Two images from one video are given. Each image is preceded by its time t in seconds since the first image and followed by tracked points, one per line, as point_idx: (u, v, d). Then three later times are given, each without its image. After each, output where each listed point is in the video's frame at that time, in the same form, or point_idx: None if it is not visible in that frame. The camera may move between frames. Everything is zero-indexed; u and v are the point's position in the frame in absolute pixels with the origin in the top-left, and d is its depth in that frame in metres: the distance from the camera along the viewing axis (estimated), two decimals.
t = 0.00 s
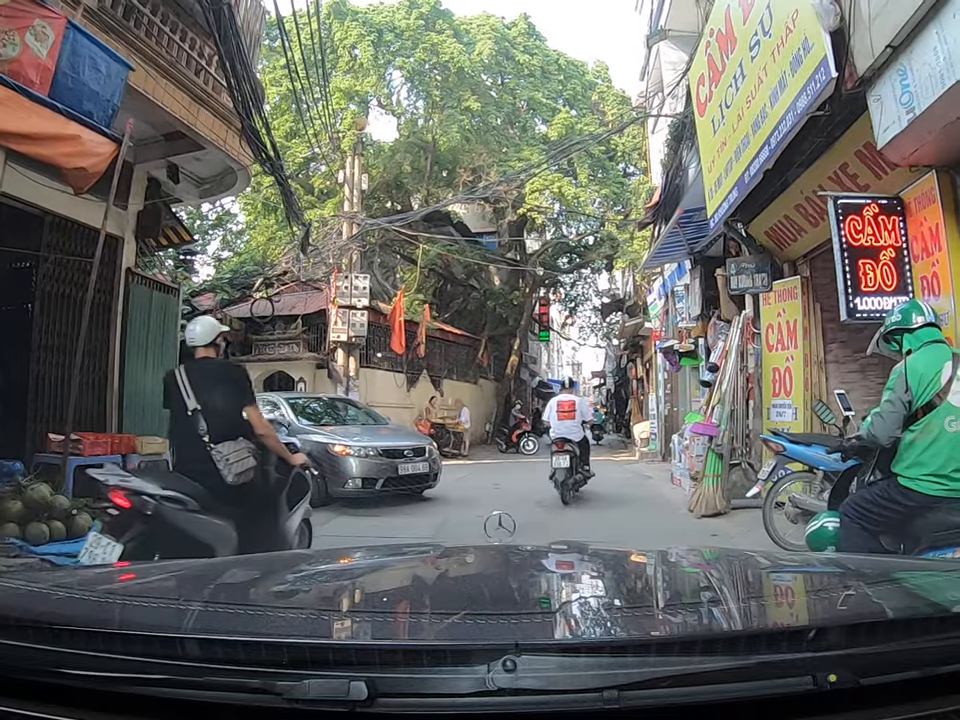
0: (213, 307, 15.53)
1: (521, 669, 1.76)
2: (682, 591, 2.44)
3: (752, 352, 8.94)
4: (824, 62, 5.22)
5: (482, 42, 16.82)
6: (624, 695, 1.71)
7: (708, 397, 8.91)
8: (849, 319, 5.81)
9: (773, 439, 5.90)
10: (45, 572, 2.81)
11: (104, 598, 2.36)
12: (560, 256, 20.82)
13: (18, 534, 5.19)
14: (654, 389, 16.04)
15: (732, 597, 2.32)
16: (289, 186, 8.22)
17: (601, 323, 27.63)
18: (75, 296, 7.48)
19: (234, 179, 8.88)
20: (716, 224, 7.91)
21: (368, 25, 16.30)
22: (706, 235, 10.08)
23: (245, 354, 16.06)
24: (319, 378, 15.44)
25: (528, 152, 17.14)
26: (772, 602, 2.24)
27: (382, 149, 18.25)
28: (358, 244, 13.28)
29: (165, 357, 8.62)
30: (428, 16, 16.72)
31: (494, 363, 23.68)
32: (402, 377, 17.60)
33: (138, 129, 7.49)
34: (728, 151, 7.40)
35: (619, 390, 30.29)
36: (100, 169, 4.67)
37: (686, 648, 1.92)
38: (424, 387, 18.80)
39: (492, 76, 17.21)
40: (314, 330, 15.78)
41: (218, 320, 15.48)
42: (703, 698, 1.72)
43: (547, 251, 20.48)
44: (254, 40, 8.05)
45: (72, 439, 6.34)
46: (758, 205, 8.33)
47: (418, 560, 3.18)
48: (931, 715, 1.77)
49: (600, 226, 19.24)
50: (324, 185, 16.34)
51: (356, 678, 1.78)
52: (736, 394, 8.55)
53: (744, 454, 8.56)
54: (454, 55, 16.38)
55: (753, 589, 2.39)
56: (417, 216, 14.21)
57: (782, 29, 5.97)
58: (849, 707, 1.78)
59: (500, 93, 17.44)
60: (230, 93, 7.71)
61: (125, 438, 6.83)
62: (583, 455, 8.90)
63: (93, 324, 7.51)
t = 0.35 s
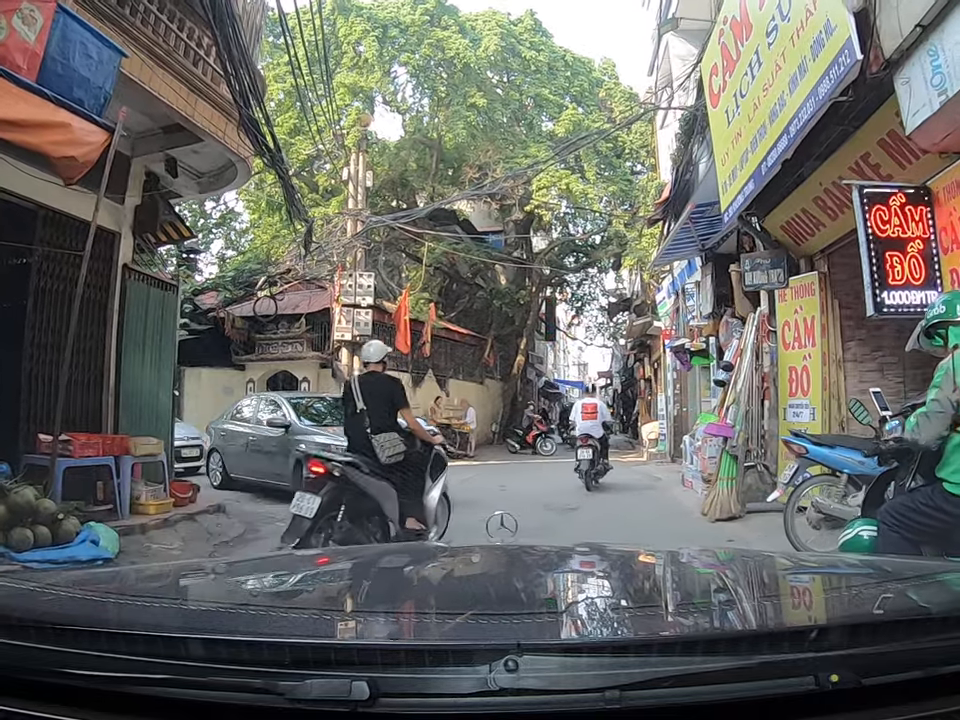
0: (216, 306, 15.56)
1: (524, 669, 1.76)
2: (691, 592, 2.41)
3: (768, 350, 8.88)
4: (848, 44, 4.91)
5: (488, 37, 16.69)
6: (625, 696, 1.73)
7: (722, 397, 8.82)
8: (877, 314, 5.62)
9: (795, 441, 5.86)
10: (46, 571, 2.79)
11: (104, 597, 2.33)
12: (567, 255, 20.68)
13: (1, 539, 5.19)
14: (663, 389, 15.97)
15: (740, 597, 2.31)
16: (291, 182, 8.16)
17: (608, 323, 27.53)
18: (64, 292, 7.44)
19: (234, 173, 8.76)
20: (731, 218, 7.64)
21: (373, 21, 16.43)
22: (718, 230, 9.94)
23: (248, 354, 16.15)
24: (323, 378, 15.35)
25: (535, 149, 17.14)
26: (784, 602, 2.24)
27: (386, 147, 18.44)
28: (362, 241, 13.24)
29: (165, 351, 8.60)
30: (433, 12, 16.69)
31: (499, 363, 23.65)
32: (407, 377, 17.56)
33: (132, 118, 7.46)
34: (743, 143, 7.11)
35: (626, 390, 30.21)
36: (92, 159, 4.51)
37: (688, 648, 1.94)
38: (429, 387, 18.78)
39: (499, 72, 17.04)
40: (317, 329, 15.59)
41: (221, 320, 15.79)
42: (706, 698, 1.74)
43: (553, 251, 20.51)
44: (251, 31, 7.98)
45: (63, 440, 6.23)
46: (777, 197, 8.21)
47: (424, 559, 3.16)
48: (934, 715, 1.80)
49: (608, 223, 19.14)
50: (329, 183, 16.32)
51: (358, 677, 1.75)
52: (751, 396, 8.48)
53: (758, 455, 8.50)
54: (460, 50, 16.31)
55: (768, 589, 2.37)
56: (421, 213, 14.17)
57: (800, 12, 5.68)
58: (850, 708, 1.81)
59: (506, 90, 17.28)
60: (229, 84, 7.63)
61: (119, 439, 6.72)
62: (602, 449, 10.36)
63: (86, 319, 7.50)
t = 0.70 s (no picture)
0: (215, 305, 15.59)
1: (525, 669, 1.74)
2: (695, 591, 2.41)
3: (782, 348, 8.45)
4: (869, 24, 4.45)
5: (491, 33, 16.70)
6: (627, 696, 1.72)
7: (733, 396, 8.63)
8: (903, 308, 5.12)
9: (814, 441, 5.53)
10: (44, 572, 2.78)
11: (103, 597, 2.32)
12: (571, 254, 20.91)
13: None
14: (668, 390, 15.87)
15: (744, 597, 2.30)
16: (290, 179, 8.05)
17: (612, 322, 27.46)
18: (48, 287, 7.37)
19: (230, 168, 8.73)
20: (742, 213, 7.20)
21: (375, 16, 15.94)
22: (729, 226, 9.73)
23: (249, 353, 16.03)
24: (323, 377, 15.37)
25: (538, 146, 17.16)
26: (790, 603, 2.22)
27: (389, 144, 18.44)
28: (364, 239, 13.19)
29: (161, 349, 8.56)
30: (435, 9, 16.42)
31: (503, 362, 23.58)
32: (409, 377, 17.49)
33: (122, 107, 7.43)
34: (756, 134, 6.67)
35: (631, 390, 30.12)
36: (78, 147, 4.52)
37: (689, 648, 1.94)
38: (432, 387, 18.73)
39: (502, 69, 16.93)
40: (318, 328, 15.63)
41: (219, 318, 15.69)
42: (706, 697, 1.74)
43: (557, 249, 20.51)
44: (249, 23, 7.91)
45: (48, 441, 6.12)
46: (787, 191, 7.78)
47: (428, 560, 3.13)
48: (937, 715, 1.79)
49: (613, 219, 18.99)
50: (330, 182, 16.19)
51: (358, 678, 1.73)
52: (766, 395, 8.20)
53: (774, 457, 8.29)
54: (463, 46, 16.16)
55: (782, 589, 2.35)
56: (424, 211, 14.07)
57: None
58: (852, 708, 1.80)
59: (510, 87, 17.20)
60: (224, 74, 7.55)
61: (107, 441, 6.61)
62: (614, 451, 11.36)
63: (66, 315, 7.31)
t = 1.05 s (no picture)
0: (212, 303, 15.59)
1: (526, 669, 1.72)
2: (697, 590, 2.39)
3: (794, 346, 8.18)
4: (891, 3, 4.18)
5: (492, 28, 16.63)
6: (627, 696, 1.71)
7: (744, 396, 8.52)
8: (929, 303, 4.57)
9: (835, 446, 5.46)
10: (42, 572, 2.77)
11: (100, 597, 2.31)
12: (572, 253, 20.78)
13: None
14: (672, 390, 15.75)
15: (746, 595, 2.29)
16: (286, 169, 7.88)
17: (614, 322, 27.39)
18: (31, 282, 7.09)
19: (223, 162, 8.54)
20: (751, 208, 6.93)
21: (375, 12, 15.79)
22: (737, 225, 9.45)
23: (246, 352, 15.93)
24: (322, 377, 15.42)
25: (539, 143, 17.12)
26: (796, 602, 2.21)
27: (388, 142, 18.35)
28: (363, 236, 13.07)
29: (152, 351, 8.40)
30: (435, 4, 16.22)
31: (505, 362, 23.50)
32: (410, 376, 17.38)
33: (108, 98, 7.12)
34: (767, 124, 6.41)
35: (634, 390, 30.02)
36: (60, 134, 4.33)
37: (689, 647, 1.92)
38: (432, 387, 18.63)
39: (503, 68, 17.18)
40: (316, 327, 15.68)
41: (218, 317, 15.57)
42: (706, 698, 1.73)
43: (559, 248, 20.42)
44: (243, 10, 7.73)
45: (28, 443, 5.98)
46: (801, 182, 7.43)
47: (428, 559, 3.12)
48: (937, 715, 1.78)
49: (616, 215, 18.85)
50: (329, 179, 16.07)
51: (360, 678, 1.71)
52: (777, 395, 7.86)
53: (787, 460, 8.05)
54: (463, 41, 16.05)
55: (792, 589, 2.32)
56: (423, 207, 13.94)
57: None
58: (851, 708, 1.79)
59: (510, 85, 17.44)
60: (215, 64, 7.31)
61: (90, 442, 6.49)
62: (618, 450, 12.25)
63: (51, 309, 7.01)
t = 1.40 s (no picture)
0: (206, 300, 15.53)
1: (526, 669, 1.70)
2: (696, 589, 2.38)
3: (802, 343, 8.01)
4: None
5: (491, 24, 16.53)
6: (628, 695, 1.70)
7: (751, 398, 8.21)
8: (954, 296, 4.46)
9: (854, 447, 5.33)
10: (36, 571, 2.76)
11: (92, 596, 2.29)
12: (571, 251, 20.59)
13: None
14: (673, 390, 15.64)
15: (746, 594, 2.27)
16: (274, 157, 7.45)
17: (613, 322, 27.29)
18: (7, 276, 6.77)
19: (214, 154, 8.34)
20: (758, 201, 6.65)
21: (372, 6, 15.90)
22: (740, 218, 9.32)
23: (241, 351, 15.78)
24: (317, 377, 15.00)
25: (539, 141, 17.05)
26: (800, 601, 2.19)
27: (386, 139, 18.25)
28: (359, 232, 12.92)
29: (140, 348, 8.14)
30: None
31: (503, 362, 23.40)
32: (407, 376, 17.26)
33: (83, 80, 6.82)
34: (776, 112, 6.13)
35: (633, 391, 29.91)
36: (34, 120, 4.25)
37: (690, 647, 1.90)
38: (429, 387, 18.47)
39: (502, 63, 17.08)
40: (312, 326, 15.48)
41: (212, 315, 15.48)
42: (706, 698, 1.72)
43: (558, 247, 20.33)
44: None
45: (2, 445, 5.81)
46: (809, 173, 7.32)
47: (424, 559, 3.11)
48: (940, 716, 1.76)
49: (617, 211, 18.71)
50: (325, 177, 15.92)
51: (361, 678, 1.69)
52: (785, 395, 7.82)
53: (795, 463, 7.87)
54: (461, 36, 16.02)
55: (800, 588, 2.30)
56: (422, 204, 13.68)
57: None
58: (852, 707, 1.77)
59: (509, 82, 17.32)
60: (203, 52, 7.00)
61: (69, 444, 6.37)
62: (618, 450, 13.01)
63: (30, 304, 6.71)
